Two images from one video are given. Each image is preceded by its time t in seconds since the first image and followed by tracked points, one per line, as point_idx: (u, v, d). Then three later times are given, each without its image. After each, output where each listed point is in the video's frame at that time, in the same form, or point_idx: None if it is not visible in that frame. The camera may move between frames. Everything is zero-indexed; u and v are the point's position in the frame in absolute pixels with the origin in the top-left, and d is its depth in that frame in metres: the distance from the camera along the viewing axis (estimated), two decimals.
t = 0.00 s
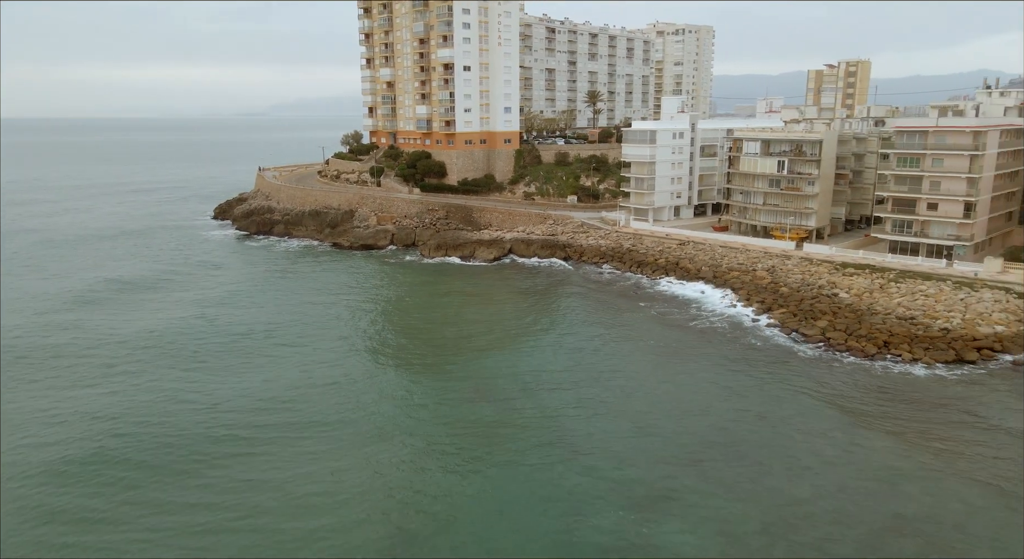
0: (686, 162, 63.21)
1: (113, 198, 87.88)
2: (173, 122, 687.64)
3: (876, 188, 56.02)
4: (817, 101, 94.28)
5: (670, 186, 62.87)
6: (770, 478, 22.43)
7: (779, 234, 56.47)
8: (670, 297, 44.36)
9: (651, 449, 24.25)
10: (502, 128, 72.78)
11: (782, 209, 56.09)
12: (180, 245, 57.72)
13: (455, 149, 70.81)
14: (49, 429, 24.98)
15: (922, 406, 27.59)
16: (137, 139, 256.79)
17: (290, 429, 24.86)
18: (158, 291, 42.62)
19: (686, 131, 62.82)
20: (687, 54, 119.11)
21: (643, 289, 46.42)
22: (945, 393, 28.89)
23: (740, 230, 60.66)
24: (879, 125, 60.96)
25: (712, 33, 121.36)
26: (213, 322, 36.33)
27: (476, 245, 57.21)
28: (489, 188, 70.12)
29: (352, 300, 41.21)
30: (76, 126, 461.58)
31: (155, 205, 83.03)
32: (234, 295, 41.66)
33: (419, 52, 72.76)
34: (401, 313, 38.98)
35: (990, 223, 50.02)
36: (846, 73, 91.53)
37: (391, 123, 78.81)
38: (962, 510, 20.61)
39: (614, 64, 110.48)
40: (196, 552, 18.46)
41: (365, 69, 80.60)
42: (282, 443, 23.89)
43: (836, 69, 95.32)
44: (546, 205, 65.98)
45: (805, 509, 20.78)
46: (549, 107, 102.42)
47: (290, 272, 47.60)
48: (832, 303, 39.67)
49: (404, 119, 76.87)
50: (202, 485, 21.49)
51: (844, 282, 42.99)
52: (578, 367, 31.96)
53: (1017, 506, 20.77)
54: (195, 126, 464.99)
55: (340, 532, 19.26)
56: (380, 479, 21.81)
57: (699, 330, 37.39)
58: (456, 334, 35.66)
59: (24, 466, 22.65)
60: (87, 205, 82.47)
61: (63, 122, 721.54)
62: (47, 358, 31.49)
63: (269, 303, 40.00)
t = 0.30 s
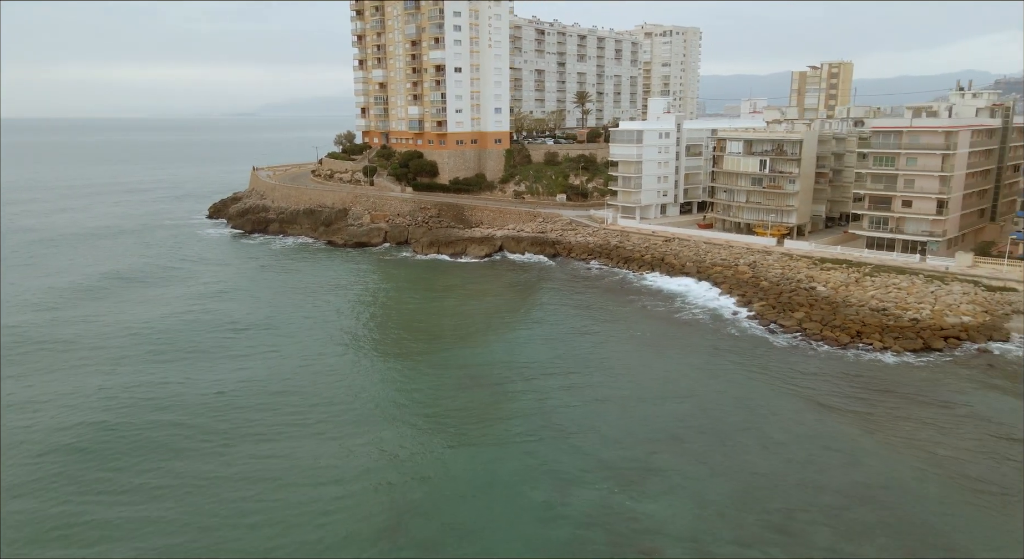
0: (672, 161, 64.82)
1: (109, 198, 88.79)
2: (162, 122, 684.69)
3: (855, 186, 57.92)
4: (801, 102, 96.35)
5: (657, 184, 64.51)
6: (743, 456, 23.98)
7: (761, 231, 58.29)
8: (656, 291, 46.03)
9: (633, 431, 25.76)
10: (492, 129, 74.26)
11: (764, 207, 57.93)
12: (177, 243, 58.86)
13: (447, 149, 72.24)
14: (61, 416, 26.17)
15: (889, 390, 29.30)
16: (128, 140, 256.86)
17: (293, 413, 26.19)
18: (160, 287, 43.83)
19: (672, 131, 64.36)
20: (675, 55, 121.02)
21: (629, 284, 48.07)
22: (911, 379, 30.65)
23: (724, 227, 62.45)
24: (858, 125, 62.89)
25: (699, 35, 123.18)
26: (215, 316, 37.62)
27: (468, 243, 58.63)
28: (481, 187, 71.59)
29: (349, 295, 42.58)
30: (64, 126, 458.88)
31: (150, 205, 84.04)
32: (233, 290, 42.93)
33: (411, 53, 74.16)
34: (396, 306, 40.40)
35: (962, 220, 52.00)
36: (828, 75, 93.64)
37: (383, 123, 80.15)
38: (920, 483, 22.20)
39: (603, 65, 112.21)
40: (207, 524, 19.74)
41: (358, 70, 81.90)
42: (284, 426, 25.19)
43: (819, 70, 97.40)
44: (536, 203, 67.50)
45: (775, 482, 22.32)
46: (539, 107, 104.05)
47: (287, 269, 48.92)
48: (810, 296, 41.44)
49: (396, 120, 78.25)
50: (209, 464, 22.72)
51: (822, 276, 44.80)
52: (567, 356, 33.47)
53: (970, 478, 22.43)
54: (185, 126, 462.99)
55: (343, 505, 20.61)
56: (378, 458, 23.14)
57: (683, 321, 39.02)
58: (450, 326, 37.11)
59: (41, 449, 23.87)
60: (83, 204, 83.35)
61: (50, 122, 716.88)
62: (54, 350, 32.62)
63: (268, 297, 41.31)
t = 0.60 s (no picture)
0: (659, 161, 66.48)
1: (104, 197, 89.65)
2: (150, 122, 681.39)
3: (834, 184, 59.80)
4: (785, 103, 98.41)
5: (643, 183, 66.14)
6: (723, 437, 25.45)
7: (744, 228, 60.11)
8: (642, 286, 47.68)
9: (619, 415, 27.20)
10: (483, 129, 75.72)
11: (747, 205, 59.78)
12: (175, 240, 59.98)
13: (438, 149, 73.66)
14: (72, 403, 27.25)
15: (861, 376, 31.00)
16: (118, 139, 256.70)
17: (296, 398, 27.61)
18: (161, 282, 45.08)
19: (658, 131, 65.98)
20: (662, 57, 122.84)
21: (616, 279, 49.74)
22: (882, 365, 32.39)
23: (709, 224, 64.23)
24: (838, 125, 64.86)
25: (686, 36, 125.06)
26: (217, 309, 38.99)
27: (460, 240, 60.13)
28: (471, 186, 73.06)
29: (345, 289, 44.00)
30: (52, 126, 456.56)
31: (145, 204, 85.02)
32: (233, 285, 44.26)
33: (403, 55, 75.50)
34: (391, 300, 41.89)
35: (936, 216, 53.98)
36: (811, 76, 95.72)
37: (376, 123, 81.45)
38: (886, 458, 23.75)
39: (591, 66, 113.92)
40: (217, 500, 20.92)
41: (351, 72, 83.18)
42: (287, 412, 26.43)
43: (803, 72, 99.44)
44: (526, 202, 69.05)
45: (752, 460, 23.79)
46: (528, 107, 105.61)
47: (284, 265, 50.26)
48: (788, 290, 43.24)
49: (389, 120, 79.60)
50: (217, 446, 23.91)
51: (801, 271, 46.63)
52: (555, 345, 35.05)
53: (932, 454, 24.02)
54: (175, 126, 461.97)
55: (345, 481, 21.97)
56: (378, 440, 24.44)
57: (667, 313, 40.69)
58: (443, 317, 38.63)
59: (58, 431, 25.15)
60: (78, 203, 84.21)
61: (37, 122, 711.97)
62: (62, 341, 33.88)
63: (267, 292, 42.66)
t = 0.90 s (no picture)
0: (646, 160, 68.15)
1: (98, 197, 90.43)
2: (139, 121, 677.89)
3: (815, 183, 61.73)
4: (770, 104, 100.49)
5: (631, 182, 67.81)
6: (702, 419, 27.08)
7: (728, 225, 61.91)
8: (629, 281, 49.35)
9: (606, 400, 28.71)
10: (474, 129, 77.18)
11: (730, 203, 61.61)
12: (171, 239, 61.09)
13: (430, 149, 75.08)
14: (82, 393, 28.41)
15: (834, 362, 32.77)
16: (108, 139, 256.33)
17: (298, 386, 29.02)
18: (161, 279, 46.30)
19: (645, 131, 67.68)
20: (650, 58, 124.76)
21: (604, 274, 51.40)
22: (854, 353, 34.18)
23: (694, 222, 66.01)
24: (819, 126, 66.82)
25: (673, 38, 126.94)
26: (218, 304, 40.30)
27: (452, 238, 61.62)
28: (463, 185, 74.52)
29: (341, 285, 45.38)
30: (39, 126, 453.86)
31: (140, 203, 85.90)
32: (232, 280, 45.56)
33: (395, 57, 76.83)
34: (386, 294, 43.32)
35: (911, 213, 55.99)
36: (795, 78, 97.83)
37: (368, 123, 82.72)
38: (854, 436, 25.40)
39: (580, 67, 115.65)
40: (228, 479, 22.22)
41: (343, 73, 84.40)
42: (291, 399, 27.73)
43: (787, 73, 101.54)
44: (516, 200, 70.58)
45: (731, 440, 25.35)
46: (518, 108, 107.20)
47: (281, 262, 51.56)
48: (768, 284, 45.04)
49: (381, 121, 80.92)
50: (225, 431, 25.16)
51: (781, 266, 48.44)
52: (545, 335, 36.61)
53: (897, 431, 25.72)
54: (163, 126, 459.52)
55: (347, 459, 23.41)
56: (379, 423, 25.83)
57: (652, 306, 42.36)
58: (437, 310, 40.12)
59: (73, 417, 26.44)
60: (73, 202, 85.02)
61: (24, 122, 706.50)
62: (69, 334, 35.11)
63: (266, 287, 43.99)
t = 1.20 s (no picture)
0: (633, 160, 69.79)
1: (93, 196, 91.24)
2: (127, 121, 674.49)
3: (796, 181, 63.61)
4: (755, 105, 102.48)
5: (618, 181, 69.44)
6: (682, 403, 28.66)
7: (712, 223, 63.65)
8: (616, 277, 50.97)
9: (592, 387, 30.22)
10: (465, 129, 78.65)
11: (715, 201, 63.39)
12: (168, 237, 62.19)
13: (421, 149, 76.46)
14: (91, 381, 29.68)
15: (809, 352, 34.45)
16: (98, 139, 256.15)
17: (298, 375, 30.37)
18: (160, 275, 47.53)
19: (632, 131, 69.34)
20: (638, 59, 126.63)
21: (591, 270, 53.02)
22: (829, 343, 35.93)
23: (680, 219, 67.71)
24: (801, 126, 68.72)
25: (661, 39, 128.83)
26: (218, 298, 41.59)
27: (444, 236, 63.06)
28: (454, 184, 75.94)
29: (337, 280, 46.76)
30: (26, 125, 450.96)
31: (134, 202, 86.82)
32: (230, 276, 46.85)
33: (387, 58, 78.17)
34: (381, 289, 44.73)
35: (888, 211, 57.92)
36: (779, 79, 99.82)
37: (361, 124, 84.02)
38: (824, 417, 27.05)
39: (570, 68, 117.34)
40: (236, 459, 23.48)
41: (336, 74, 85.72)
42: (292, 387, 29.07)
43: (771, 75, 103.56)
44: (507, 199, 72.07)
45: (710, 422, 26.87)
46: (508, 108, 108.71)
47: (277, 259, 52.83)
48: (749, 279, 46.80)
49: (373, 121, 82.22)
50: (231, 416, 26.47)
51: (762, 261, 50.21)
52: (534, 327, 38.12)
53: (864, 412, 27.39)
54: (153, 127, 457.98)
55: (347, 441, 24.79)
56: (376, 408, 27.25)
57: (638, 300, 43.95)
58: (431, 304, 41.54)
59: (82, 403, 27.73)
60: (67, 201, 85.84)
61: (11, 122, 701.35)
62: (75, 327, 36.33)
63: (264, 283, 45.30)
